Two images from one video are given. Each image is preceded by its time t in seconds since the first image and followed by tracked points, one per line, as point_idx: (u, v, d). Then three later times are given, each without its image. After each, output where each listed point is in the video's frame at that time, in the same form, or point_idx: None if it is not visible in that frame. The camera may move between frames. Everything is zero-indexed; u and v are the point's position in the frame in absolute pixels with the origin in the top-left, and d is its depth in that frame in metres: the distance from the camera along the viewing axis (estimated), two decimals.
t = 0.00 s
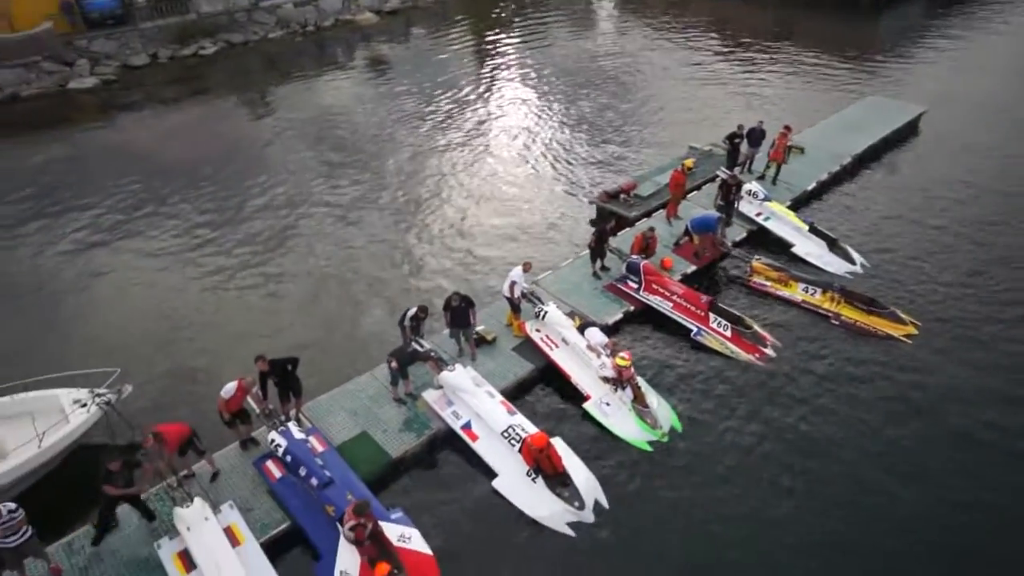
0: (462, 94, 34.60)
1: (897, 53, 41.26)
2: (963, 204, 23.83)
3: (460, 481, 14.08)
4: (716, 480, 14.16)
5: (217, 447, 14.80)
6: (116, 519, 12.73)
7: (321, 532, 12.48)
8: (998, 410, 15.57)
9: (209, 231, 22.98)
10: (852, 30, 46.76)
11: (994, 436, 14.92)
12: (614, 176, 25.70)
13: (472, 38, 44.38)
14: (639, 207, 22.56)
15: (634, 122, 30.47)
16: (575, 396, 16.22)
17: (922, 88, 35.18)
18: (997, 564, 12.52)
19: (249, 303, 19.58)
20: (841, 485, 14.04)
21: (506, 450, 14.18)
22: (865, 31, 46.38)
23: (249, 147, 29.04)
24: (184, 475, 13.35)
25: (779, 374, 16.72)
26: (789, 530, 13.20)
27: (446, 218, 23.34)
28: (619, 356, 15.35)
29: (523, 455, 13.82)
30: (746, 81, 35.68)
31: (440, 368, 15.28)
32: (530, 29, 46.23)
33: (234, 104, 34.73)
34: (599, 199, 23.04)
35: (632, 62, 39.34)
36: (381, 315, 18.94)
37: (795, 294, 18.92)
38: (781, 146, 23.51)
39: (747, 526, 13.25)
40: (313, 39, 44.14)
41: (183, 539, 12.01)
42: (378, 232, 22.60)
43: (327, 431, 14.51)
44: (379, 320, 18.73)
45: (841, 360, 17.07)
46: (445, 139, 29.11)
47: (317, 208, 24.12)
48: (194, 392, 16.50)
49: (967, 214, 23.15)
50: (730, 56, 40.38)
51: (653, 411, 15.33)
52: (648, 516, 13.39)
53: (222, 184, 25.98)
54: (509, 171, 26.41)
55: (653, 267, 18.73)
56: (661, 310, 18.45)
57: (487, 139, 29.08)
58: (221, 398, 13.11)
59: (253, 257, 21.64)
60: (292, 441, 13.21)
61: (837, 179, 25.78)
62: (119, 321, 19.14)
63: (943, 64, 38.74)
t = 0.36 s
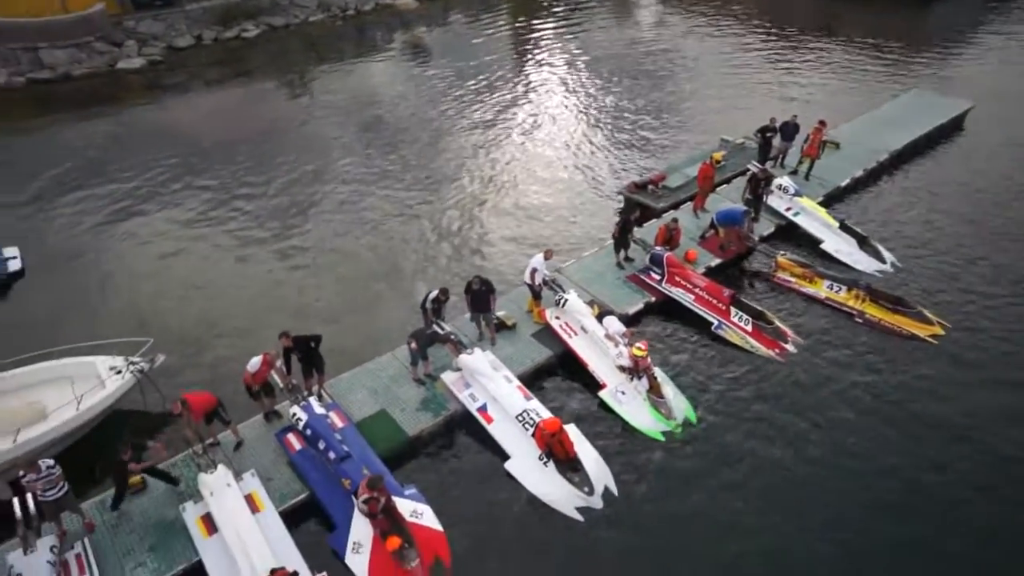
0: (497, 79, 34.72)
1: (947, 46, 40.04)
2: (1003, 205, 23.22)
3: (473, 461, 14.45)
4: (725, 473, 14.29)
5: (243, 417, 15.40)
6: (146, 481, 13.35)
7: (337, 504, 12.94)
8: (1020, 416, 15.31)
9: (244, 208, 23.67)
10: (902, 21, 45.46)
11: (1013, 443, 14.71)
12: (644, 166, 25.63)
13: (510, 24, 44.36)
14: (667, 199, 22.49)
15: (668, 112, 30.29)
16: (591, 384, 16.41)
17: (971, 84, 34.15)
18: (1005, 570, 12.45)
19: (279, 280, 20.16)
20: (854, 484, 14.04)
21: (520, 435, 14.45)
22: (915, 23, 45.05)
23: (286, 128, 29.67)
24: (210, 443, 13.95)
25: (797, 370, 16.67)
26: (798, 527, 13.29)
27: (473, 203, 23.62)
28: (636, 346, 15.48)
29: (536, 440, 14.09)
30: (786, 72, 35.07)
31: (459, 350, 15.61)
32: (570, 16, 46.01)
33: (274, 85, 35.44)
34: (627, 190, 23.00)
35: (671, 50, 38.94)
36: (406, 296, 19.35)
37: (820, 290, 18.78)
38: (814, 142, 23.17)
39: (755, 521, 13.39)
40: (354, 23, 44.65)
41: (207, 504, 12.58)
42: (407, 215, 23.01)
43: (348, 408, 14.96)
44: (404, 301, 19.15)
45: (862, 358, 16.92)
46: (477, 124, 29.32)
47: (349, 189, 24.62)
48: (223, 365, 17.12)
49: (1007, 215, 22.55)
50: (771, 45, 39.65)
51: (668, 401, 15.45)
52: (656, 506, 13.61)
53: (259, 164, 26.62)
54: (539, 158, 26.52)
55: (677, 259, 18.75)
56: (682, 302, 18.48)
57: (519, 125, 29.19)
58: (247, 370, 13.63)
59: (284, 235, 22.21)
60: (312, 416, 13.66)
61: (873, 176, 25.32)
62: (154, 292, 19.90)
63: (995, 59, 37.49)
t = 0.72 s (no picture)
0: (533, 67, 34.78)
1: (1001, 41, 38.64)
2: None
3: (485, 444, 14.77)
4: (734, 467, 14.35)
5: (267, 391, 15.96)
6: (172, 449, 14.00)
7: (351, 478, 13.40)
8: None
9: (278, 188, 24.25)
10: (956, 15, 43.97)
11: None
12: (674, 159, 25.51)
13: (550, 12, 44.25)
14: (695, 192, 22.42)
15: (703, 104, 30.00)
16: (606, 374, 16.58)
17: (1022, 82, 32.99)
18: None
19: (308, 259, 20.66)
20: (867, 484, 13.97)
21: (532, 420, 14.69)
22: (970, 17, 43.52)
23: (323, 111, 30.21)
24: (234, 415, 14.52)
25: (815, 369, 16.58)
26: (807, 523, 13.31)
27: (501, 189, 23.81)
28: (652, 338, 15.58)
29: (547, 426, 14.34)
30: (828, 66, 34.36)
31: (477, 335, 15.90)
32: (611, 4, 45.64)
33: (314, 70, 36.07)
34: (655, 182, 22.94)
35: (711, 42, 38.44)
36: (430, 279, 19.68)
37: (844, 290, 18.58)
38: (849, 139, 22.76)
39: (763, 516, 13.46)
40: (395, 8, 45.03)
41: (226, 473, 13.17)
42: (435, 199, 23.33)
43: (367, 387, 15.39)
44: (427, 284, 19.49)
45: (882, 360, 16.73)
46: (510, 111, 29.45)
47: (380, 173, 25.02)
48: (251, 340, 17.68)
49: None
50: (815, 37, 38.79)
51: (682, 394, 15.54)
52: (664, 496, 13.76)
53: (295, 145, 27.18)
54: (570, 147, 26.56)
55: (699, 253, 18.72)
56: (703, 296, 18.46)
57: (551, 114, 29.24)
58: (271, 346, 14.12)
59: (314, 215, 22.70)
60: (330, 392, 14.12)
61: (909, 176, 24.78)
62: (189, 266, 20.59)
63: None
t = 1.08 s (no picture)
0: (566, 58, 34.80)
1: None
2: None
3: (494, 429, 15.14)
4: (738, 462, 14.47)
5: (287, 368, 16.54)
6: (195, 419, 14.64)
7: (362, 455, 13.88)
8: None
9: (309, 170, 24.82)
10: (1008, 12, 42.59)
11: None
12: (702, 154, 25.45)
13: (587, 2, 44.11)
14: (718, 189, 22.40)
15: (736, 99, 29.76)
16: (617, 366, 16.79)
17: None
18: None
19: (333, 240, 21.16)
20: (872, 486, 13.98)
21: (541, 407, 15.00)
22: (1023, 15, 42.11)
23: (356, 97, 30.74)
24: (254, 389, 15.12)
25: (828, 368, 16.55)
26: (809, 521, 13.40)
27: (526, 178, 24.02)
28: (664, 332, 15.74)
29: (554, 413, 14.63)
30: (868, 64, 33.72)
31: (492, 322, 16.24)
32: None
33: (351, 57, 36.69)
34: (679, 178, 22.99)
35: (749, 36, 37.92)
36: (451, 265, 20.04)
37: (864, 291, 18.44)
38: (879, 140, 22.43)
39: (764, 512, 13.59)
40: None
41: (244, 445, 13.76)
42: (460, 186, 23.63)
43: (382, 368, 15.86)
44: (448, 269, 19.85)
45: (897, 363, 16.64)
46: (540, 101, 29.58)
47: (408, 158, 25.43)
48: (275, 317, 18.27)
49: None
50: (857, 32, 37.99)
51: (691, 389, 15.68)
52: (666, 487, 13.97)
53: (327, 128, 27.73)
54: (597, 138, 26.61)
55: (718, 249, 18.75)
56: (719, 293, 18.51)
57: (582, 105, 29.29)
58: (292, 325, 14.64)
59: (342, 198, 23.21)
60: (346, 371, 14.63)
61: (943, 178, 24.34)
62: (220, 243, 21.28)
63: None
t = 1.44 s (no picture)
0: (601, 51, 34.86)
1: None
2: None
3: (505, 413, 15.57)
4: (743, 458, 14.64)
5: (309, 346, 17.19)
6: (219, 390, 15.37)
7: (375, 431, 14.44)
8: None
9: (341, 154, 25.45)
10: None
11: None
12: (730, 151, 25.39)
13: None
14: (743, 188, 22.40)
15: (770, 96, 29.54)
16: (629, 357, 17.06)
17: None
18: None
19: (360, 223, 21.75)
20: (877, 488, 14.04)
21: (550, 393, 15.39)
22: None
23: (391, 85, 31.33)
24: (275, 364, 15.79)
25: (842, 369, 16.56)
26: (809, 519, 13.55)
27: (553, 168, 24.28)
28: (675, 327, 16.02)
29: (562, 400, 15.00)
30: (909, 63, 33.09)
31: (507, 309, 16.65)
32: None
33: (389, 47, 37.34)
34: (704, 175, 23.04)
35: (789, 32, 37.44)
36: (472, 252, 20.47)
37: (884, 294, 18.35)
38: (912, 142, 22.08)
39: (766, 507, 13.77)
40: None
41: (263, 416, 14.42)
42: (487, 174, 24.01)
43: (399, 350, 16.42)
44: (469, 256, 20.29)
45: (913, 367, 16.58)
46: (572, 93, 29.76)
47: (437, 145, 25.89)
48: (300, 296, 18.96)
49: None
50: (901, 31, 37.23)
51: (700, 382, 15.87)
52: (670, 478, 14.23)
53: (361, 114, 28.34)
54: (626, 131, 26.72)
55: (737, 247, 18.84)
56: (736, 290, 18.62)
57: (613, 98, 29.38)
58: (314, 303, 15.26)
59: (371, 182, 23.79)
60: (362, 350, 15.23)
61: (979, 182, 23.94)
62: (252, 222, 22.03)
63: None
